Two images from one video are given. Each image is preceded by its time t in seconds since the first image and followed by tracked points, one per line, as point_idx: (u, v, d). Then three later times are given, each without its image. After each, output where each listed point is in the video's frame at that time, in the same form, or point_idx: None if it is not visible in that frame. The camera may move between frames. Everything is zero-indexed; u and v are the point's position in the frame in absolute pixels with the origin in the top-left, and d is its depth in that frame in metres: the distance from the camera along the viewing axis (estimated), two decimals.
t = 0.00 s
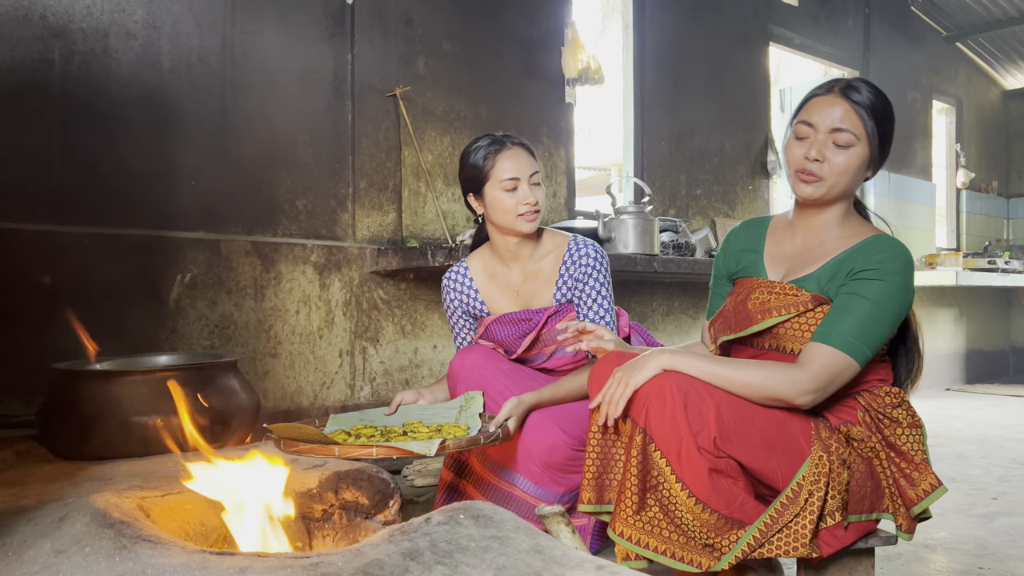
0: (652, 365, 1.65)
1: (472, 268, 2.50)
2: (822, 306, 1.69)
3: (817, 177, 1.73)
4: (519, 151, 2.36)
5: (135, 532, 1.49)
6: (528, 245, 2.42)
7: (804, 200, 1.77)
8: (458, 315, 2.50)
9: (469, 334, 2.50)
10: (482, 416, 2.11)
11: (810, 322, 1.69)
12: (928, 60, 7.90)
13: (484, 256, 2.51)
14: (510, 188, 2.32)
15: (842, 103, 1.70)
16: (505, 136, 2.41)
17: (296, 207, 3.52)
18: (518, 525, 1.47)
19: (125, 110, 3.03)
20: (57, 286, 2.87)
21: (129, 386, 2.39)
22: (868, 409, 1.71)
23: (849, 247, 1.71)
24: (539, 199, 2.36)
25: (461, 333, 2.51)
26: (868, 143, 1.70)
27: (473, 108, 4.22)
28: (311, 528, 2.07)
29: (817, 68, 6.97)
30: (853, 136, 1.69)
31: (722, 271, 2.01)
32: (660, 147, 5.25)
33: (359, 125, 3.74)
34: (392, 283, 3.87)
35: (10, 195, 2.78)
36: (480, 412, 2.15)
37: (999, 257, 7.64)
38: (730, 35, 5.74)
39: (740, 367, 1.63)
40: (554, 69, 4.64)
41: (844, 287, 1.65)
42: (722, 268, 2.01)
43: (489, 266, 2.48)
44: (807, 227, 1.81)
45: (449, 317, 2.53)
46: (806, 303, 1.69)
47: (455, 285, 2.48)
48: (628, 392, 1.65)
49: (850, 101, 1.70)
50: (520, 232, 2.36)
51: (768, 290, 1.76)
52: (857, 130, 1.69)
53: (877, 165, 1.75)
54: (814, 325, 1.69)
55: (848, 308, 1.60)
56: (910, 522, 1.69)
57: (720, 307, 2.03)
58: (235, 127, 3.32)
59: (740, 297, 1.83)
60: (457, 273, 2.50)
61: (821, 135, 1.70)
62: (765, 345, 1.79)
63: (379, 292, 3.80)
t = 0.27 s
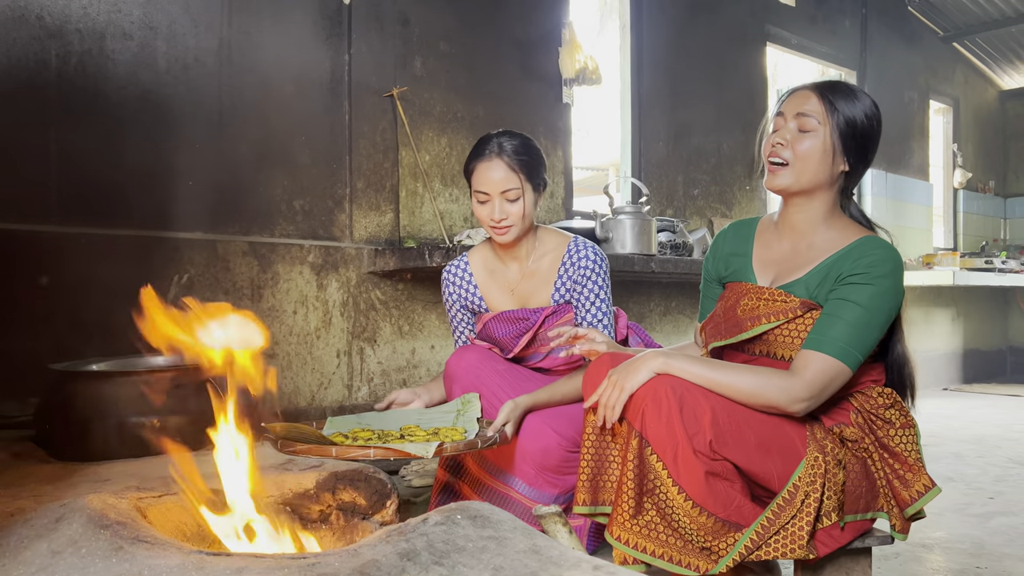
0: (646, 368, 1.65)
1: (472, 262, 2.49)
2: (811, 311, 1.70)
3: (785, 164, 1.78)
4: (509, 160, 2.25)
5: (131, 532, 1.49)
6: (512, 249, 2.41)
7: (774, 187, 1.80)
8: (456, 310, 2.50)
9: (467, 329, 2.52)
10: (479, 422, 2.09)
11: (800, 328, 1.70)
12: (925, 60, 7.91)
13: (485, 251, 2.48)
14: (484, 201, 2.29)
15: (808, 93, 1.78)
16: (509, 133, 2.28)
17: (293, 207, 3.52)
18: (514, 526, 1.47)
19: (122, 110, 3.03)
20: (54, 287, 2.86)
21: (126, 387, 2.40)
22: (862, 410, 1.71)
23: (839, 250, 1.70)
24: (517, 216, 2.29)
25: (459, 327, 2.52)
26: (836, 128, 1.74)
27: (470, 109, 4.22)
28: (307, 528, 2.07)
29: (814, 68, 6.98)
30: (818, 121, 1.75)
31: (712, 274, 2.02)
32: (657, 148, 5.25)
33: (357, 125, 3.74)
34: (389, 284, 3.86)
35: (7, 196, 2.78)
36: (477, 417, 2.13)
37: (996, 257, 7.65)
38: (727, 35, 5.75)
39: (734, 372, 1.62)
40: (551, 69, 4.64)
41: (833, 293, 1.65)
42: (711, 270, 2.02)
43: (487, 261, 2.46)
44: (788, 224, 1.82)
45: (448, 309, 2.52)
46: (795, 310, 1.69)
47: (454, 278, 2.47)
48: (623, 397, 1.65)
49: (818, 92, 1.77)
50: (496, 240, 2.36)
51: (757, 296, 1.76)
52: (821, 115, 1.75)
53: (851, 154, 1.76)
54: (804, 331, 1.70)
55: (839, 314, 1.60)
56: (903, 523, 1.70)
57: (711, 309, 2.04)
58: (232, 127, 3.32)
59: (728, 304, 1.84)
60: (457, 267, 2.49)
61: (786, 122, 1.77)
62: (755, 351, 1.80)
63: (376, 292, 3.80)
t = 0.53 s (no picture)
0: (646, 368, 1.65)
1: (472, 262, 2.49)
2: (812, 311, 1.70)
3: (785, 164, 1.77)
4: (506, 167, 2.24)
5: (129, 533, 1.48)
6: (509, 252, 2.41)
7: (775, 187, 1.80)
8: (456, 308, 2.50)
9: (467, 327, 2.52)
10: (478, 424, 2.09)
11: (801, 328, 1.70)
12: (923, 60, 7.92)
13: (486, 251, 2.48)
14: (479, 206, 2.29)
15: (803, 94, 1.78)
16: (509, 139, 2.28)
17: (291, 207, 3.51)
18: (513, 526, 1.47)
19: (119, 110, 3.02)
20: (51, 287, 2.86)
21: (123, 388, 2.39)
22: (861, 411, 1.71)
23: (839, 249, 1.70)
24: (509, 224, 2.29)
25: (459, 326, 2.52)
26: (833, 127, 1.74)
27: (468, 109, 4.22)
28: (307, 529, 2.08)
29: (812, 68, 6.98)
30: (815, 121, 1.75)
31: (712, 273, 2.02)
32: (655, 147, 5.25)
33: (355, 125, 3.73)
34: (387, 284, 3.86)
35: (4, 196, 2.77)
36: (476, 419, 2.13)
37: (994, 257, 7.66)
38: (725, 35, 5.75)
39: (734, 372, 1.62)
40: (549, 69, 4.64)
41: (834, 292, 1.65)
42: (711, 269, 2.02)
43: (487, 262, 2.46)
44: (790, 224, 1.82)
45: (448, 307, 2.52)
46: (796, 310, 1.69)
47: (455, 277, 2.48)
48: (623, 397, 1.65)
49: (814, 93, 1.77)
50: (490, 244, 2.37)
51: (756, 296, 1.76)
52: (817, 115, 1.75)
53: (851, 151, 1.75)
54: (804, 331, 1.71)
55: (839, 314, 1.60)
56: (902, 523, 1.71)
57: (711, 309, 2.04)
58: (230, 127, 3.31)
59: (728, 304, 1.84)
60: (457, 266, 2.49)
61: (783, 124, 1.77)
62: (756, 351, 1.80)
63: (375, 292, 3.79)
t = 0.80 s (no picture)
0: (645, 367, 1.65)
1: (470, 261, 2.49)
2: (814, 309, 1.70)
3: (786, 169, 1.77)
4: (502, 164, 2.25)
5: (126, 534, 1.48)
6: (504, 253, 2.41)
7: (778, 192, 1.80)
8: (454, 307, 2.50)
9: (465, 326, 2.52)
10: (476, 423, 2.09)
11: (801, 325, 1.70)
12: (920, 60, 7.93)
13: (484, 250, 2.48)
14: (474, 204, 2.29)
15: (800, 97, 1.76)
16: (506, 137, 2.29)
17: (288, 207, 3.51)
18: (511, 526, 1.47)
19: (116, 111, 3.02)
20: (48, 287, 2.85)
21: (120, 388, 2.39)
22: (860, 410, 1.71)
23: (841, 249, 1.70)
24: (504, 223, 2.29)
25: (456, 324, 2.52)
26: (832, 129, 1.73)
27: (466, 109, 4.22)
28: (303, 529, 2.06)
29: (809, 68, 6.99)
30: (813, 125, 1.74)
31: (714, 271, 2.02)
32: (653, 147, 5.25)
33: (352, 125, 3.73)
34: (385, 284, 3.86)
35: None
36: (473, 419, 2.13)
37: (991, 256, 7.67)
38: (722, 35, 5.76)
39: (734, 371, 1.62)
40: (547, 69, 4.64)
41: (835, 291, 1.65)
42: (712, 267, 2.02)
43: (484, 261, 2.46)
44: (792, 224, 1.82)
45: (445, 305, 2.51)
46: (797, 307, 1.69)
47: (453, 276, 2.48)
48: (621, 395, 1.64)
49: (811, 95, 1.76)
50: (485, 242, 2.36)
51: (757, 292, 1.77)
52: (815, 118, 1.74)
53: (850, 150, 1.76)
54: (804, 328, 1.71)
55: (838, 313, 1.61)
56: (900, 523, 1.71)
57: (711, 307, 2.05)
58: (227, 127, 3.31)
59: (730, 301, 1.84)
60: (455, 265, 2.49)
61: (781, 129, 1.76)
62: (756, 348, 1.81)
63: (372, 292, 3.79)
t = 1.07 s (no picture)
0: (642, 366, 1.65)
1: (468, 261, 2.48)
2: (812, 308, 1.70)
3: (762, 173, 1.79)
4: (500, 161, 2.25)
5: (123, 534, 1.48)
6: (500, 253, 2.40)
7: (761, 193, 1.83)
8: (451, 307, 2.49)
9: (462, 327, 2.51)
10: (473, 423, 2.09)
11: (798, 323, 1.70)
12: (918, 59, 7.94)
13: (482, 249, 2.48)
14: (471, 201, 2.29)
15: (779, 103, 1.75)
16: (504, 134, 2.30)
17: (286, 207, 3.51)
18: (508, 525, 1.46)
19: (114, 110, 3.02)
20: (46, 287, 2.85)
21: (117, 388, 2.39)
22: (856, 408, 1.72)
23: (838, 248, 1.70)
24: (505, 219, 2.29)
25: (454, 325, 2.51)
26: (809, 136, 1.72)
27: (464, 109, 4.22)
28: (301, 529, 2.09)
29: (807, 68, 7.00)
30: (789, 131, 1.73)
31: (714, 269, 2.02)
32: (651, 147, 5.26)
33: (350, 125, 3.73)
34: (383, 283, 3.86)
35: None
36: (471, 418, 2.13)
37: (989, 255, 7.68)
38: (720, 35, 5.76)
39: (731, 370, 1.63)
40: (545, 68, 4.64)
41: (832, 290, 1.65)
42: (712, 266, 2.02)
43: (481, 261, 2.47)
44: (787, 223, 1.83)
45: (443, 305, 2.50)
46: (795, 304, 1.69)
47: (450, 276, 2.47)
48: (618, 394, 1.64)
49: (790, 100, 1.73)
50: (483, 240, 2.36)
51: (756, 291, 1.77)
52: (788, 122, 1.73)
53: (831, 155, 1.72)
54: (802, 326, 1.70)
55: (835, 314, 1.60)
56: (897, 521, 1.71)
57: (710, 305, 2.05)
58: (225, 127, 3.31)
59: (729, 300, 1.84)
60: (452, 265, 2.49)
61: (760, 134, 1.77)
62: (754, 346, 1.80)
63: (370, 292, 3.79)
